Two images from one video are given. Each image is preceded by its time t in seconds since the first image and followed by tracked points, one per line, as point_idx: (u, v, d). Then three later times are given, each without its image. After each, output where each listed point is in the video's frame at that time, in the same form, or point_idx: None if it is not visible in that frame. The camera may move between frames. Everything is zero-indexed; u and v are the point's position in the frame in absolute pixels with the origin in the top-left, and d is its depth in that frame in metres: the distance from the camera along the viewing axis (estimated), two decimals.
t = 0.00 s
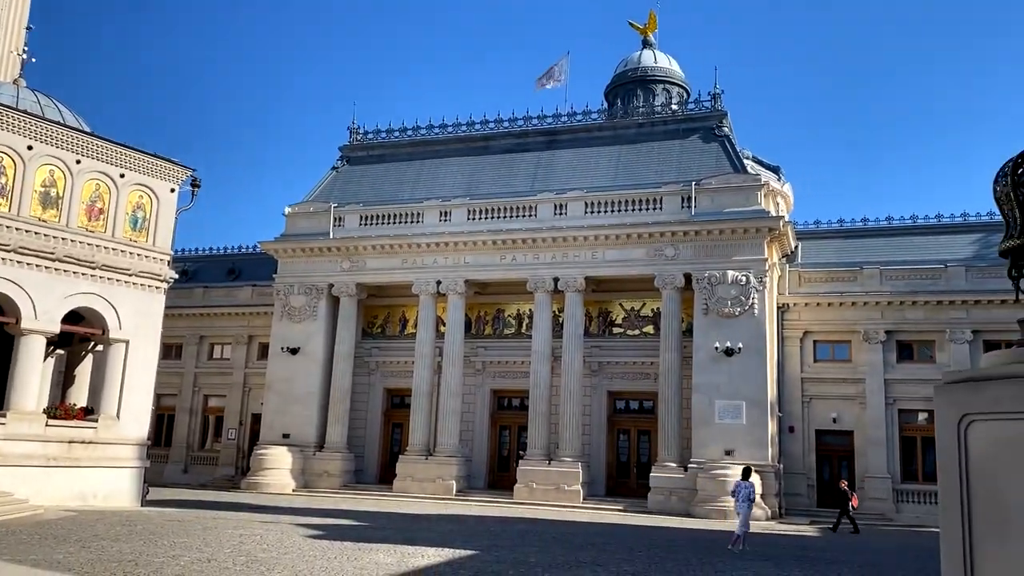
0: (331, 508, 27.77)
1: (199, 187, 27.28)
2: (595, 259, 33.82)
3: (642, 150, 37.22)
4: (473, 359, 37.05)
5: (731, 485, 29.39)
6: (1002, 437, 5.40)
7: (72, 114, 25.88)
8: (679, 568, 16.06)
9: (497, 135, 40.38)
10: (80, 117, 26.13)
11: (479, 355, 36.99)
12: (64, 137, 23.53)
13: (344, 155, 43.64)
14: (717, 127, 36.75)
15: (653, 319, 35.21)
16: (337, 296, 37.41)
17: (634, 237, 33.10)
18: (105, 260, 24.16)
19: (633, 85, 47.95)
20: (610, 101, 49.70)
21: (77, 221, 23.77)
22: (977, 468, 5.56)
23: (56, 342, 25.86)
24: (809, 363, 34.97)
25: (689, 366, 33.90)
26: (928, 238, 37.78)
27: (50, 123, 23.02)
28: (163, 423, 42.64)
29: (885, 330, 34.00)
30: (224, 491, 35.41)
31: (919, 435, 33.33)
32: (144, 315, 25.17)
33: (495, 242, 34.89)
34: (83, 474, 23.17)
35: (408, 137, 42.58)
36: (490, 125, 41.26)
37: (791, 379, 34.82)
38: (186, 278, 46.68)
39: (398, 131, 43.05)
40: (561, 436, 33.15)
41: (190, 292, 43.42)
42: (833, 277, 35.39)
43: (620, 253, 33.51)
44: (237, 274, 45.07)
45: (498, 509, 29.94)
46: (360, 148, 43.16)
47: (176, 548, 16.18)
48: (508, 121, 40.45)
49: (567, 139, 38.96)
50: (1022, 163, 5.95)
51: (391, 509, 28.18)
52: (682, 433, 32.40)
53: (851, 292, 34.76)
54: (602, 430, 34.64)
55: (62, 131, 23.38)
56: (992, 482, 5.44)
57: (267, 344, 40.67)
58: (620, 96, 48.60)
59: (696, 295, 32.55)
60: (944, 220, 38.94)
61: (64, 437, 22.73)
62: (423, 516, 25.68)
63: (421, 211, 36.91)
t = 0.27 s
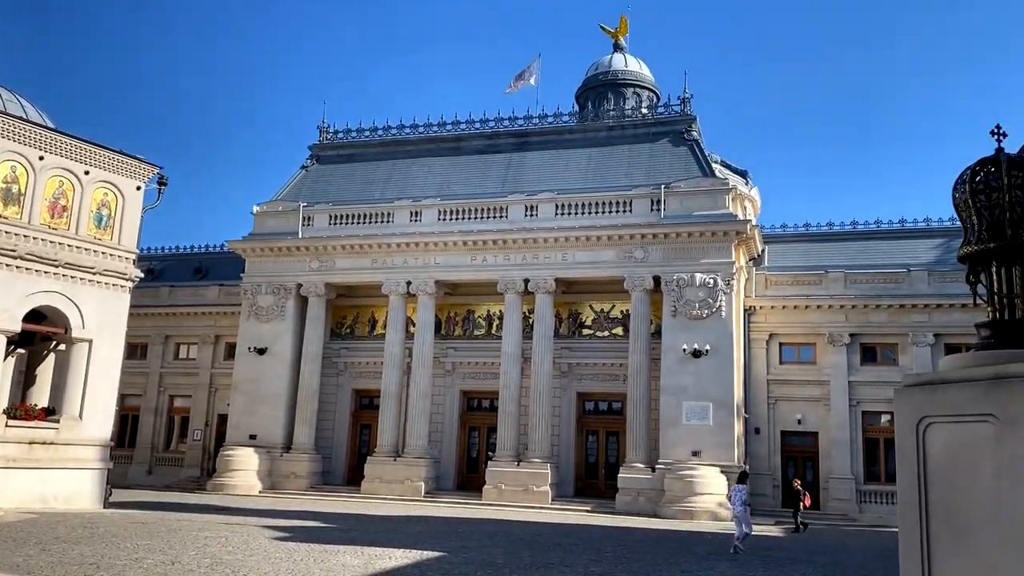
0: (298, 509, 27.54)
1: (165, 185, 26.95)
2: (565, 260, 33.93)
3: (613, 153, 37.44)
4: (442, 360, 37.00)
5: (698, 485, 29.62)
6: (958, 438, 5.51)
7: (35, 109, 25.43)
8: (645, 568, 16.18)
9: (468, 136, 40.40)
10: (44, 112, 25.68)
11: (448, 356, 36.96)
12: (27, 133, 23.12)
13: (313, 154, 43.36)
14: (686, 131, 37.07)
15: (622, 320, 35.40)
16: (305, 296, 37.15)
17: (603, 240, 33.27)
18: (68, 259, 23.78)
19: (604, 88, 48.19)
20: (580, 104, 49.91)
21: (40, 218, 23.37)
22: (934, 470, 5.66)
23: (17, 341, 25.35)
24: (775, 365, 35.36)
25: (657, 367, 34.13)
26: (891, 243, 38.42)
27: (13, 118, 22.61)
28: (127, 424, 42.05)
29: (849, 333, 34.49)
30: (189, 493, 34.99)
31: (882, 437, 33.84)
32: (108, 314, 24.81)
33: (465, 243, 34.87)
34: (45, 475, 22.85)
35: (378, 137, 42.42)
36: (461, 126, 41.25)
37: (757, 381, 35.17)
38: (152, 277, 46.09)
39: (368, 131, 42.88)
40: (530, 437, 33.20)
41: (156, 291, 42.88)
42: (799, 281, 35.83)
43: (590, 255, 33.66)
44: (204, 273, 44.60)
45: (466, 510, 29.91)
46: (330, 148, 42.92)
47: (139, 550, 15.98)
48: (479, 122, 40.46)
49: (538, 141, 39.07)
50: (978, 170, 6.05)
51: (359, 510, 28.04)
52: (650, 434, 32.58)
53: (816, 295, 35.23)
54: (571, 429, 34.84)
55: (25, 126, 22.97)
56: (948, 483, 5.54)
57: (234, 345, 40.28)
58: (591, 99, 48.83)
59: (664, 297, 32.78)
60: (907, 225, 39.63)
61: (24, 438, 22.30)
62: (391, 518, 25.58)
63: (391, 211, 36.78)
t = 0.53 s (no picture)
0: (265, 513, 27.25)
1: (131, 184, 26.57)
2: (536, 263, 33.96)
3: (583, 157, 37.56)
4: (412, 362, 36.87)
5: (667, 487, 29.78)
6: (919, 442, 5.57)
7: None
8: (612, 571, 16.24)
9: (439, 138, 40.33)
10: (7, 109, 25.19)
11: (418, 358, 36.83)
12: None
13: (283, 154, 43.00)
14: (656, 136, 37.31)
15: (593, 323, 35.52)
16: (273, 297, 36.82)
17: (574, 243, 33.37)
18: (30, 258, 23.33)
19: (575, 92, 48.36)
20: (552, 107, 50.03)
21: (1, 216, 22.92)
22: (897, 473, 5.73)
23: None
24: (742, 368, 35.67)
25: (626, 370, 34.28)
26: (857, 248, 38.96)
27: None
28: (90, 426, 41.38)
29: (815, 337, 34.90)
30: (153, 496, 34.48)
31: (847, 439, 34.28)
32: (70, 315, 24.38)
33: (436, 245, 34.79)
34: (4, 479, 22.38)
35: (348, 137, 42.19)
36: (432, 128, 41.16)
37: (725, 384, 35.45)
38: (116, 277, 45.42)
39: (338, 131, 42.63)
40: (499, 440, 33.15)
41: (121, 292, 42.25)
42: (766, 285, 36.18)
43: (560, 257, 33.73)
44: (170, 273, 44.05)
45: (435, 513, 29.79)
46: (299, 148, 42.61)
47: (100, 555, 15.70)
48: (451, 124, 40.39)
49: (509, 144, 39.12)
50: (941, 178, 6.17)
51: (326, 514, 27.82)
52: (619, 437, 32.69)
53: (783, 299, 35.60)
54: (540, 431, 34.87)
55: None
56: (910, 486, 5.61)
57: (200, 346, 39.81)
58: (562, 102, 48.98)
59: (634, 301, 32.92)
60: (873, 231, 40.23)
61: None
62: (359, 521, 25.42)
63: (361, 212, 36.59)
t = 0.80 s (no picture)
0: (231, 517, 26.96)
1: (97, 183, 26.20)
2: (507, 267, 33.97)
3: (555, 161, 37.65)
4: (382, 365, 36.69)
5: (635, 491, 29.93)
6: (882, 445, 5.64)
7: None
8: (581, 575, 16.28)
9: (412, 140, 40.24)
10: None
11: (388, 361, 36.67)
12: None
13: (252, 155, 42.62)
14: (628, 141, 37.52)
15: (564, 327, 35.60)
16: (242, 299, 36.47)
17: (546, 247, 33.44)
18: None
19: (548, 96, 48.49)
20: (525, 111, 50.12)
21: None
22: (860, 476, 5.78)
23: None
24: (711, 372, 35.94)
25: (597, 374, 34.40)
26: (824, 254, 39.44)
27: None
28: (53, 429, 40.68)
29: (783, 342, 35.28)
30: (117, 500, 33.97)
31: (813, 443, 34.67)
32: (33, 315, 23.96)
33: (407, 247, 34.68)
34: None
35: (320, 138, 41.94)
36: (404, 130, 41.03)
37: (694, 388, 35.69)
38: (81, 278, 44.73)
39: (310, 132, 42.35)
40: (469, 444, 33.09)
41: (85, 292, 41.61)
42: (735, 290, 36.49)
43: (532, 261, 33.78)
44: (137, 274, 43.47)
45: (404, 517, 29.67)
46: (270, 148, 42.27)
47: (61, 560, 15.42)
48: (423, 126, 40.31)
49: (482, 147, 39.14)
50: (905, 187, 6.26)
51: (294, 518, 27.59)
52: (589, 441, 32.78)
53: (752, 304, 35.93)
54: (510, 435, 34.86)
55: None
56: (872, 489, 5.68)
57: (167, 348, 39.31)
58: (535, 107, 49.08)
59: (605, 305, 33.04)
60: (840, 238, 40.75)
61: None
62: (327, 525, 25.24)
63: (332, 214, 36.39)
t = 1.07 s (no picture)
0: (199, 522, 26.65)
1: (64, 183, 25.81)
2: (480, 271, 33.97)
3: (529, 166, 37.73)
4: (353, 369, 36.51)
5: (606, 495, 30.05)
6: (848, 451, 5.72)
7: None
8: None
9: (385, 143, 40.13)
10: None
11: (359, 365, 36.49)
12: None
13: (223, 156, 42.23)
14: (601, 147, 37.69)
15: (537, 331, 35.65)
16: (211, 301, 36.10)
17: (518, 251, 33.49)
18: None
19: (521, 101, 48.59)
20: (499, 116, 50.18)
21: None
22: (825, 481, 5.86)
23: None
24: (682, 377, 36.17)
25: (568, 378, 34.49)
26: (793, 261, 39.88)
27: None
28: (16, 433, 39.97)
29: (753, 347, 35.61)
30: (82, 505, 33.43)
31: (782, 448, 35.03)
32: None
33: (380, 251, 34.56)
34: None
35: (292, 140, 41.68)
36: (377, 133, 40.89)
37: (664, 393, 35.89)
38: (46, 279, 44.03)
39: (281, 134, 42.05)
40: (441, 449, 33.01)
41: (51, 294, 40.94)
42: (706, 296, 36.75)
43: (505, 265, 33.79)
44: (104, 275, 42.88)
45: (374, 522, 29.51)
46: (241, 150, 41.91)
47: (23, 567, 15.15)
48: (396, 130, 40.20)
49: (455, 151, 39.14)
50: (871, 196, 6.37)
51: (264, 523, 27.34)
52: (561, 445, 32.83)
53: (722, 310, 36.22)
54: (482, 440, 34.81)
55: None
56: (838, 494, 5.75)
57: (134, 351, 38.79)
58: (508, 111, 49.15)
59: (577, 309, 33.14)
60: (809, 244, 41.24)
61: None
62: (297, 530, 25.05)
63: (303, 216, 36.17)
